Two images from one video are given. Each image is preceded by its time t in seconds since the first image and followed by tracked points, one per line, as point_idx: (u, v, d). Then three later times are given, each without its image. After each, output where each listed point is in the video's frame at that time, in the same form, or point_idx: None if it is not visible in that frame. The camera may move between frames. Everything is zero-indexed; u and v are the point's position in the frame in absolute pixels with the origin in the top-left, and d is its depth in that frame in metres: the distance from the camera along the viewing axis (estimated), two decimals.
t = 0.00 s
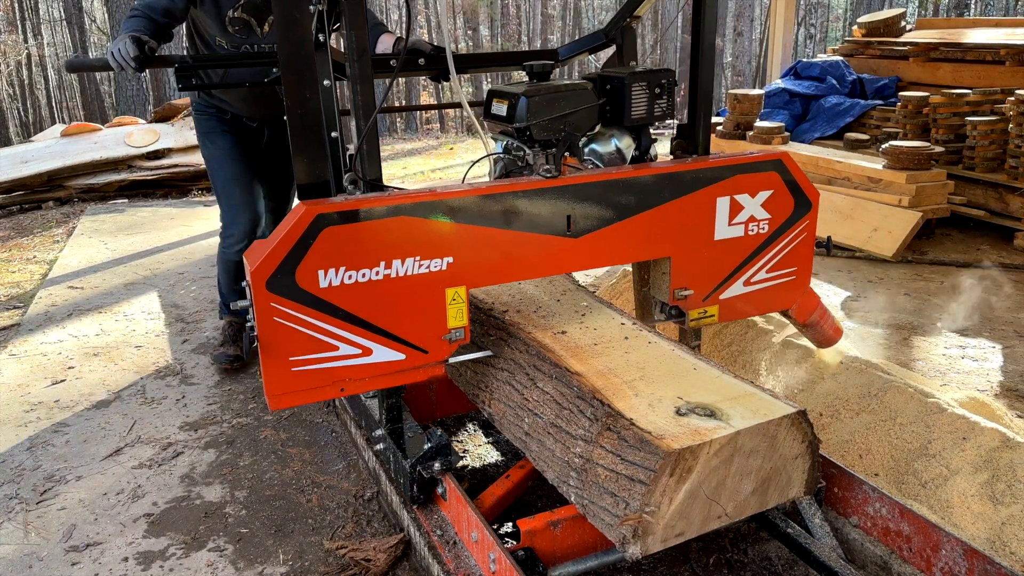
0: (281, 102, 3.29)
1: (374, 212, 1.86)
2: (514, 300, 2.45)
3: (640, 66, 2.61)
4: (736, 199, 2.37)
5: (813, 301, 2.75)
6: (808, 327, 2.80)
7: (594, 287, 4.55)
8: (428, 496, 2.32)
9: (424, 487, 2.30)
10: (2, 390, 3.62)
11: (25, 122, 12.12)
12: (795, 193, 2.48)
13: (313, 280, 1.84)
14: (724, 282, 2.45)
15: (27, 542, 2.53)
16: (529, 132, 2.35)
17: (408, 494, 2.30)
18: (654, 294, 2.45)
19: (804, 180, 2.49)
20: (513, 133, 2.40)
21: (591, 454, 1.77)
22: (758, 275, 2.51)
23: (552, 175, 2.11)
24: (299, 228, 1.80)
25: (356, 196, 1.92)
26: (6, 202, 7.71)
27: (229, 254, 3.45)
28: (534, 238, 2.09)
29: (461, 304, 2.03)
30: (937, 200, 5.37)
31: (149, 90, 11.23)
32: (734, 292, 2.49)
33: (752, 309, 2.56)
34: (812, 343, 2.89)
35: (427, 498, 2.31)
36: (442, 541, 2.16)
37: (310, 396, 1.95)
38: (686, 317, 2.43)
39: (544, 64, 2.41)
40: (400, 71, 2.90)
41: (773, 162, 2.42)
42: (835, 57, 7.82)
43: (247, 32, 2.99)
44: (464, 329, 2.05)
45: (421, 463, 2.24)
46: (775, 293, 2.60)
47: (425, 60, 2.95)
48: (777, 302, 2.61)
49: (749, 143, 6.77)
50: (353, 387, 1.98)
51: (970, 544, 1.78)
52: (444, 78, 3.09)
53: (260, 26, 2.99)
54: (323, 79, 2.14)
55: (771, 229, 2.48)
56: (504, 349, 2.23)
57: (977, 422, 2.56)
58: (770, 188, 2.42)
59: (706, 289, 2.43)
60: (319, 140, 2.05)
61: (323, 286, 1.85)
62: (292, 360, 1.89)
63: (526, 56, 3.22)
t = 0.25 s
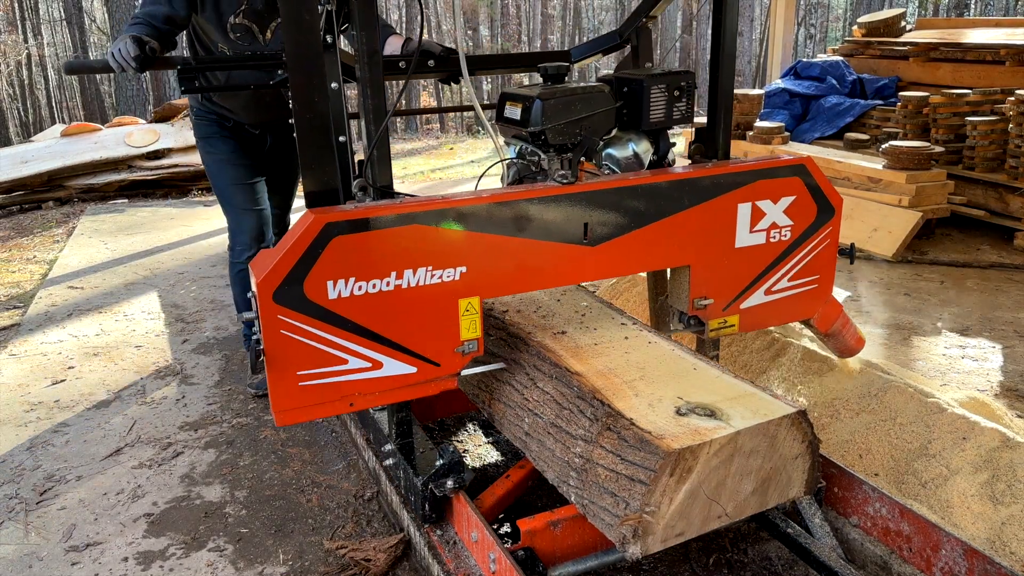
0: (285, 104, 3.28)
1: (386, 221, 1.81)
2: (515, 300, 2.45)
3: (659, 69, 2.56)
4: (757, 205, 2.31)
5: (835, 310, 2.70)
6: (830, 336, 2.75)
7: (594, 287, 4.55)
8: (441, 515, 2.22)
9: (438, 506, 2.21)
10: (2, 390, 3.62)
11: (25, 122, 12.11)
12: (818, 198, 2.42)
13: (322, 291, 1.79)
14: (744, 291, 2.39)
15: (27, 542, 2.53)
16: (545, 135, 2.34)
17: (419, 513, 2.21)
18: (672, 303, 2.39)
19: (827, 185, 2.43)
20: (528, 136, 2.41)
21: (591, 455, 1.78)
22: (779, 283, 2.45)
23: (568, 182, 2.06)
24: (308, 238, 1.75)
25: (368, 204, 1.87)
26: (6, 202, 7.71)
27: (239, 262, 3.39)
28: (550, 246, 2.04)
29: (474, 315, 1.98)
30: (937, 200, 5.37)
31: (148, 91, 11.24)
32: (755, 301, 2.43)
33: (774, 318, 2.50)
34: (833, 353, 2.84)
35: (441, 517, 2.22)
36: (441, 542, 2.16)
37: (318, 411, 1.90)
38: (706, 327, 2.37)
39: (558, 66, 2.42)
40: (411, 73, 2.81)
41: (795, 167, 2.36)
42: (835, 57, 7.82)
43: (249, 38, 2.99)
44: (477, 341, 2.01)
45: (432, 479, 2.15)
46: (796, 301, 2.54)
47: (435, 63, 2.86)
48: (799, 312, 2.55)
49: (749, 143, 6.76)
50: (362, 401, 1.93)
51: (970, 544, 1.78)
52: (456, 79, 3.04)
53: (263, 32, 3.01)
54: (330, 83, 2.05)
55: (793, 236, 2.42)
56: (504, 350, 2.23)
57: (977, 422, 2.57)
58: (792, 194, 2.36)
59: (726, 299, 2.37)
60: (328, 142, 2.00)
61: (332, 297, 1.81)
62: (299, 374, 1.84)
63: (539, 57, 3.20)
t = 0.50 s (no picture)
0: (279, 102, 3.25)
1: (396, 230, 1.78)
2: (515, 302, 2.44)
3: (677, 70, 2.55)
4: (780, 212, 2.30)
5: (858, 319, 2.65)
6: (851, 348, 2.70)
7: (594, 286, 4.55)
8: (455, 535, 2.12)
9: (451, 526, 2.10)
10: (2, 391, 3.62)
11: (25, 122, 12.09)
12: (841, 206, 2.41)
13: (331, 303, 1.76)
14: (767, 300, 2.38)
15: (27, 542, 2.53)
16: (560, 140, 2.29)
17: (431, 533, 2.10)
18: (691, 312, 2.38)
19: (852, 191, 2.42)
20: (543, 141, 2.34)
21: (591, 455, 1.78)
22: (802, 291, 2.44)
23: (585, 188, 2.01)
24: (317, 248, 1.71)
25: (380, 212, 1.84)
26: (5, 202, 7.71)
27: (228, 259, 3.39)
28: (568, 256, 2.01)
29: (487, 327, 1.94)
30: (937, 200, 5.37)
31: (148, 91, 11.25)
32: (777, 309, 2.42)
33: (796, 327, 2.48)
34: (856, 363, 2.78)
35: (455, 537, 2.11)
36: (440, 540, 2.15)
37: (326, 427, 1.87)
38: (725, 337, 2.36)
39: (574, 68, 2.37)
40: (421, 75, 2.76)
41: (819, 173, 2.35)
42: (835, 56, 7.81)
43: (247, 29, 2.98)
44: (491, 353, 1.97)
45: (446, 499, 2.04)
46: (818, 310, 2.52)
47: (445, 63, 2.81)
48: (820, 320, 2.54)
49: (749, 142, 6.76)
50: (372, 417, 1.90)
51: (970, 545, 1.78)
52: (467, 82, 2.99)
53: (261, 23, 3.00)
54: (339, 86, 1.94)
55: (815, 243, 2.41)
56: (505, 351, 2.22)
57: (977, 422, 2.57)
58: (816, 200, 2.36)
59: (747, 308, 2.36)
60: (336, 147, 1.96)
61: (342, 310, 1.77)
62: (307, 389, 1.80)
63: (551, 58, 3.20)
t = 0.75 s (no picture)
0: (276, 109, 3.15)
1: (407, 239, 1.74)
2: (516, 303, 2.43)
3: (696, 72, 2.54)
4: (801, 219, 2.25)
5: (880, 329, 2.60)
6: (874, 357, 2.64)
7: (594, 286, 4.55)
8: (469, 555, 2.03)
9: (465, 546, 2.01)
10: (2, 391, 3.62)
11: (25, 122, 12.08)
12: (864, 211, 2.34)
13: (341, 315, 1.72)
14: (788, 309, 2.33)
15: (27, 542, 2.53)
16: (575, 144, 2.23)
17: (443, 553, 2.01)
18: (710, 322, 2.34)
19: (875, 196, 2.35)
20: (558, 145, 2.28)
21: (591, 454, 1.78)
22: (824, 300, 2.38)
23: (603, 195, 1.98)
24: (326, 257, 1.67)
25: (390, 220, 1.80)
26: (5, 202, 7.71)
27: (221, 275, 3.30)
28: (585, 264, 1.96)
29: (501, 339, 1.90)
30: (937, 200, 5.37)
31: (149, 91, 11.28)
32: (798, 319, 2.37)
33: (818, 336, 2.43)
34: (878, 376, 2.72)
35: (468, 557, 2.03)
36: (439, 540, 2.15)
37: (335, 443, 1.82)
38: (746, 347, 2.30)
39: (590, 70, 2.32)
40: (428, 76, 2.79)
41: (841, 178, 2.28)
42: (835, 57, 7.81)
43: (254, 31, 2.91)
44: (505, 365, 1.93)
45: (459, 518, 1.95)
46: (841, 319, 2.46)
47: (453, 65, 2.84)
48: (842, 331, 2.48)
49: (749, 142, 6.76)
50: (383, 432, 1.85)
51: (970, 545, 1.78)
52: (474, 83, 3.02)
53: (268, 26, 2.91)
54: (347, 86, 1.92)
55: (838, 250, 2.35)
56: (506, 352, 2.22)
57: (977, 422, 2.67)
58: (838, 207, 2.29)
59: (767, 317, 2.31)
60: (345, 153, 1.91)
61: (351, 322, 1.73)
62: (315, 404, 1.76)
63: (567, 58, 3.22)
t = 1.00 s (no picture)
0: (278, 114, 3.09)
1: (418, 248, 1.72)
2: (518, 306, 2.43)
3: (714, 73, 2.53)
4: (825, 225, 2.24)
5: (904, 339, 2.58)
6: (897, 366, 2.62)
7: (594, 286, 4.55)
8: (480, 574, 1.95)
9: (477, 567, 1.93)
10: (2, 391, 3.62)
11: (25, 122, 12.08)
12: (888, 218, 2.34)
13: (350, 328, 1.70)
14: (811, 318, 2.32)
15: (27, 542, 2.53)
16: (591, 149, 2.24)
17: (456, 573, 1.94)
18: (730, 332, 2.32)
19: (899, 203, 2.35)
20: (573, 150, 2.29)
21: (591, 455, 1.78)
22: (847, 309, 2.37)
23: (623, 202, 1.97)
24: (335, 268, 1.65)
25: (400, 229, 1.79)
26: (5, 202, 7.71)
27: (221, 282, 3.29)
28: (604, 272, 1.94)
29: (515, 350, 1.88)
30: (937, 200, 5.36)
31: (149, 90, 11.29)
32: (821, 328, 2.36)
33: (842, 345, 2.41)
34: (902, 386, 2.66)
35: None
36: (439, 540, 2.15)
37: (344, 459, 1.80)
38: (766, 358, 2.29)
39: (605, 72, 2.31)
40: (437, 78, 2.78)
41: (865, 184, 2.28)
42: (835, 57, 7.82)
43: (248, 35, 2.86)
44: (519, 378, 1.91)
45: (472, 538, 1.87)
46: (864, 328, 2.45)
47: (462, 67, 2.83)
48: (865, 340, 2.46)
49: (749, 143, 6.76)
50: (394, 448, 1.82)
51: (971, 545, 1.78)
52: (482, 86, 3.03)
53: (263, 29, 2.87)
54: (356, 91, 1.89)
55: (861, 257, 2.34)
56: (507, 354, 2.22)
57: (977, 423, 2.70)
58: (862, 214, 2.29)
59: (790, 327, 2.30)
60: (353, 157, 1.91)
61: (360, 334, 1.71)
62: (323, 419, 1.73)
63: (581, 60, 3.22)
